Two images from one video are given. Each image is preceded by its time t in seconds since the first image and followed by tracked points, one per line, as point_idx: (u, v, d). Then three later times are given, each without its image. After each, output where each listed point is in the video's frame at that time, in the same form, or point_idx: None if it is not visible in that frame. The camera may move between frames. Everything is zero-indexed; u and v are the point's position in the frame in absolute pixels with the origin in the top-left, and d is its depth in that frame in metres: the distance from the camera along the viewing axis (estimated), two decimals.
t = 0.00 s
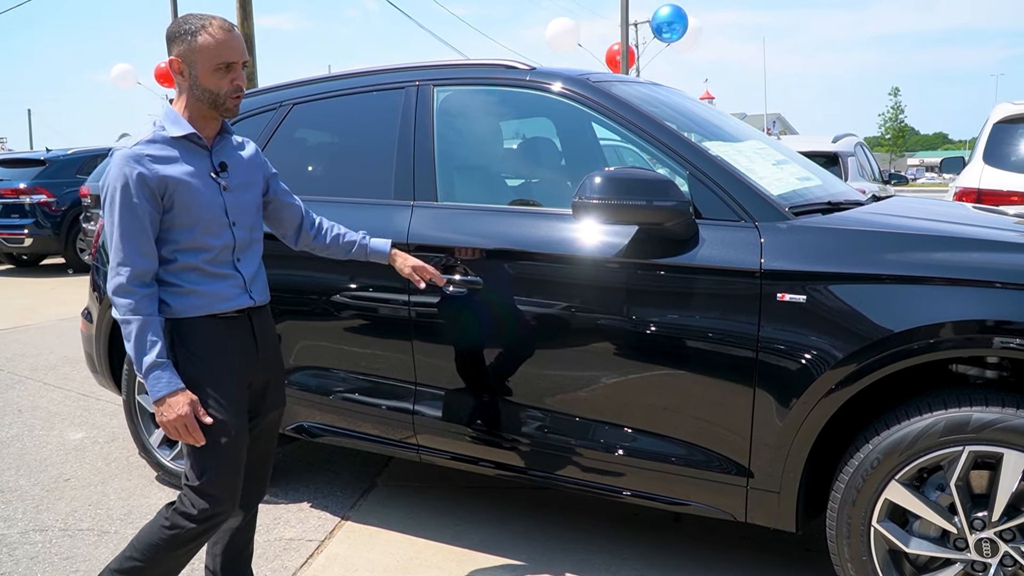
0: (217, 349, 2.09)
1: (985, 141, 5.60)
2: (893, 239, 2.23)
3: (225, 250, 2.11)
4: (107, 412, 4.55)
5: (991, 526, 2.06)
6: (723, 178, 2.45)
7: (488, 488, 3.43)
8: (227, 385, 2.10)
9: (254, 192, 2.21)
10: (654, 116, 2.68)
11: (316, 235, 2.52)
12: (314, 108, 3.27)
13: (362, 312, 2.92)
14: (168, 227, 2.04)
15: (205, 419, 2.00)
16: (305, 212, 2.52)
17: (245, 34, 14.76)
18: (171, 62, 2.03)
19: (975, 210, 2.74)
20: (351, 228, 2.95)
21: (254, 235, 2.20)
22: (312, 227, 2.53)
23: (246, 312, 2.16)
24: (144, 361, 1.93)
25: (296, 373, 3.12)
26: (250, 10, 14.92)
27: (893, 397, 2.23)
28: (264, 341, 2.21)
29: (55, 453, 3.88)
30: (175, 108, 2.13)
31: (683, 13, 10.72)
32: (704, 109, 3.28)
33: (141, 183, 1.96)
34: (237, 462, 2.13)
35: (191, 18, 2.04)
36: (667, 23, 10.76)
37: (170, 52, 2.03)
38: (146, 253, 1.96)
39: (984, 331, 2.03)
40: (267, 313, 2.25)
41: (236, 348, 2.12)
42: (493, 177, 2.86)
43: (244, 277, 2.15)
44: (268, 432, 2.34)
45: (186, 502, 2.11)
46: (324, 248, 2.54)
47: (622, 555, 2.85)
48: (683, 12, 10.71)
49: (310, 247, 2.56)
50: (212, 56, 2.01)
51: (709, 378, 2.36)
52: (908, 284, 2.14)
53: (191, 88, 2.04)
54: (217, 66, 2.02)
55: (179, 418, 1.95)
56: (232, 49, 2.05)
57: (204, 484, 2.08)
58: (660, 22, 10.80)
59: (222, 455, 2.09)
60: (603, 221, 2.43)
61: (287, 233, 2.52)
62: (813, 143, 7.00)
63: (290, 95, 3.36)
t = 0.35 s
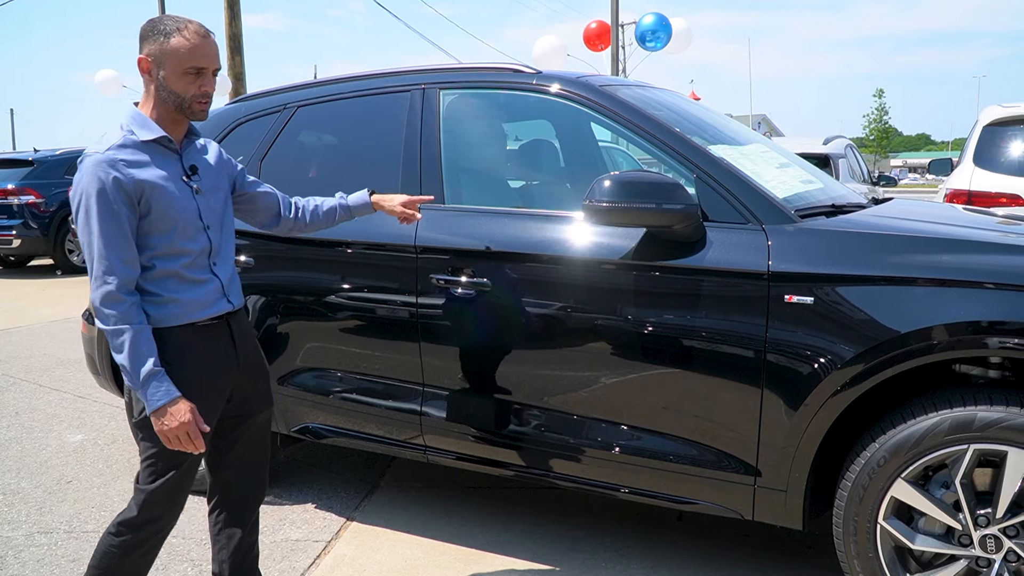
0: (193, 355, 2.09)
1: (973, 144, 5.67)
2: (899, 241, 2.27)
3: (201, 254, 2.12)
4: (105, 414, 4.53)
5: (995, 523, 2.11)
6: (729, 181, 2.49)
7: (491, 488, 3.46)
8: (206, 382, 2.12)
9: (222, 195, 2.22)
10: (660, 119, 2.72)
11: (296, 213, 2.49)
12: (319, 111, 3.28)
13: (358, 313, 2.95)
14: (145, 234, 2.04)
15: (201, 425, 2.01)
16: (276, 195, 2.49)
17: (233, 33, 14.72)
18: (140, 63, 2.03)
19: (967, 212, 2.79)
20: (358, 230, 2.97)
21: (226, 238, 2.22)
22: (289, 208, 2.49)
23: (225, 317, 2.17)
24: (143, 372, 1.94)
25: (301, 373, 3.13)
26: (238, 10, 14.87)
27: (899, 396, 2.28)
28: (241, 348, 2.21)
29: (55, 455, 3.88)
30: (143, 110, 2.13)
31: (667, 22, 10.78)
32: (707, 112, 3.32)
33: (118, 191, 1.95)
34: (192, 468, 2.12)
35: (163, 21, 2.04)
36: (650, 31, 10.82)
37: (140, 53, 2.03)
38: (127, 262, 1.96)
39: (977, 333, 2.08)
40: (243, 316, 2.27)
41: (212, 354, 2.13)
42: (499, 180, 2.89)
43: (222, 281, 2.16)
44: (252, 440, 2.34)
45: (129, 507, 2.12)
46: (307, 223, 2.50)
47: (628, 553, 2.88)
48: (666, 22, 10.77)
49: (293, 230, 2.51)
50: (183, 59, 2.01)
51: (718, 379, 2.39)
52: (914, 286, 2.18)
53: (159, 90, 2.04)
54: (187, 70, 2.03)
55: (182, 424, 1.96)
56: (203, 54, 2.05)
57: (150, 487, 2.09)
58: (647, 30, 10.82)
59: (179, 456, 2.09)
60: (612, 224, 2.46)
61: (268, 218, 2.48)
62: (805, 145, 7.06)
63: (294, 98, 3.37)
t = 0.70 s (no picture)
0: (145, 366, 2.04)
1: (962, 145, 5.74)
2: (901, 243, 2.31)
3: (146, 268, 2.06)
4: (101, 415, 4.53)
5: (997, 519, 2.14)
6: (733, 185, 2.52)
7: (492, 487, 3.48)
8: (154, 388, 2.06)
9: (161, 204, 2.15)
10: (663, 123, 2.74)
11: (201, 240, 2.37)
12: (320, 114, 3.29)
13: (354, 315, 2.98)
14: (88, 252, 1.95)
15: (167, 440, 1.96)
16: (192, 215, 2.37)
17: (220, 33, 14.67)
18: (116, 79, 1.91)
19: (961, 214, 2.84)
20: (361, 233, 2.98)
21: (166, 247, 2.16)
22: (200, 233, 2.38)
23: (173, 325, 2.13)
24: (99, 396, 1.86)
25: (302, 375, 3.13)
26: (226, 10, 14.83)
27: (902, 395, 2.31)
28: (192, 349, 2.16)
29: (53, 457, 3.87)
30: (82, 119, 1.97)
31: (636, 27, 10.78)
32: (707, 114, 3.35)
33: (66, 214, 1.85)
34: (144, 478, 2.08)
35: (133, 34, 1.93)
36: (621, 36, 10.83)
37: (113, 69, 1.90)
38: (74, 286, 1.87)
39: (971, 333, 2.12)
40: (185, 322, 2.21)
41: (164, 362, 2.08)
42: (503, 183, 2.90)
43: (168, 290, 2.11)
44: (225, 447, 2.27)
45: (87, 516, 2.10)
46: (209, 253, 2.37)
47: (632, 551, 2.91)
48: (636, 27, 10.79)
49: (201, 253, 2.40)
50: (163, 78, 1.97)
51: (723, 380, 2.42)
52: (918, 288, 2.22)
53: (132, 107, 1.95)
54: (163, 88, 1.98)
55: (145, 442, 1.90)
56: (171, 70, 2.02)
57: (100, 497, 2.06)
58: (614, 36, 10.86)
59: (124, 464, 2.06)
60: (618, 227, 2.48)
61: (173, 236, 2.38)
62: (795, 146, 7.12)
63: (296, 101, 3.38)
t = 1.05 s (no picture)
0: (126, 366, 2.03)
1: (954, 146, 5.78)
2: (904, 244, 2.33)
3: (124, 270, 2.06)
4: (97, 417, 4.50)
5: (1000, 518, 2.17)
6: (736, 186, 2.53)
7: (493, 488, 3.49)
8: (134, 387, 2.06)
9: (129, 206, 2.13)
10: (665, 124, 2.76)
11: (155, 227, 2.48)
12: (321, 115, 3.29)
13: (347, 316, 2.99)
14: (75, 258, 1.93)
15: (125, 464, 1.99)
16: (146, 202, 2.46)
17: (210, 33, 14.60)
18: (123, 90, 1.91)
19: (960, 215, 2.87)
20: (362, 234, 2.98)
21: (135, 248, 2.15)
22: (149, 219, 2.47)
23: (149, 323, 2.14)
24: (75, 415, 1.85)
25: (304, 377, 3.13)
26: (215, 10, 14.77)
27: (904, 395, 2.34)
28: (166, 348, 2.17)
29: (51, 459, 3.85)
30: (72, 122, 1.92)
31: (627, 18, 10.82)
32: (706, 116, 3.38)
33: (66, 224, 1.83)
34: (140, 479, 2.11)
35: (136, 43, 1.93)
36: (610, 28, 10.87)
37: (121, 79, 1.90)
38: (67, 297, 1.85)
39: (966, 334, 2.15)
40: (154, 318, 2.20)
41: (142, 360, 2.07)
42: (505, 184, 2.91)
43: (143, 289, 2.12)
44: (200, 437, 2.30)
45: (82, 523, 2.11)
46: (159, 240, 2.49)
47: (635, 550, 2.93)
48: (625, 19, 10.82)
49: (141, 239, 2.49)
50: (157, 86, 1.99)
51: (728, 380, 2.43)
52: (921, 289, 2.24)
53: (132, 115, 1.96)
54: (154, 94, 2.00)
55: (110, 467, 1.93)
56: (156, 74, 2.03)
57: (96, 503, 2.07)
58: (603, 28, 10.89)
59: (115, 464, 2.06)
60: (622, 229, 2.49)
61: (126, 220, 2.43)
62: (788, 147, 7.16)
63: (295, 102, 3.37)
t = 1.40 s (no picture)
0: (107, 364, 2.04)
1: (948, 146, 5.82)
2: (905, 244, 2.34)
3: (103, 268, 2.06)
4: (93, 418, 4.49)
5: (1001, 515, 2.19)
6: (738, 186, 2.55)
7: (493, 487, 3.49)
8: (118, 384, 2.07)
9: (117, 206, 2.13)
10: (666, 124, 2.77)
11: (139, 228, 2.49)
12: (320, 115, 3.29)
13: (343, 316, 3.00)
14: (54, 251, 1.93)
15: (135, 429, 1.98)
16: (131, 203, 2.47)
17: (202, 32, 14.57)
18: (93, 79, 1.90)
19: (958, 215, 2.89)
20: (362, 233, 2.98)
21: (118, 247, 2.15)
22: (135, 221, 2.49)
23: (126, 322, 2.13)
24: (70, 388, 1.84)
25: (304, 377, 3.13)
26: (208, 9, 14.74)
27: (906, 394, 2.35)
28: (141, 347, 2.19)
29: (49, 460, 3.84)
30: (55, 115, 1.94)
31: (638, 13, 10.87)
32: (705, 116, 3.40)
33: (46, 214, 1.83)
34: (127, 475, 2.12)
35: (114, 37, 1.93)
36: (623, 24, 10.89)
37: (91, 69, 1.90)
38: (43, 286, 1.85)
39: (961, 333, 2.17)
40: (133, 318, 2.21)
41: (121, 359, 2.08)
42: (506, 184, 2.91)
43: (122, 288, 2.12)
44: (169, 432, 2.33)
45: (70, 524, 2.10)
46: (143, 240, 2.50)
47: (636, 548, 2.94)
48: (638, 14, 10.87)
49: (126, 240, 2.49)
50: (139, 83, 1.95)
51: (729, 378, 2.45)
52: (921, 289, 2.25)
53: (106, 108, 1.93)
54: (138, 92, 1.96)
55: (121, 432, 1.92)
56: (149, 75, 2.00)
57: (83, 503, 2.06)
58: (618, 24, 10.90)
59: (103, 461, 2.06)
60: (624, 228, 2.50)
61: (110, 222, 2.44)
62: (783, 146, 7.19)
63: (295, 102, 3.37)
